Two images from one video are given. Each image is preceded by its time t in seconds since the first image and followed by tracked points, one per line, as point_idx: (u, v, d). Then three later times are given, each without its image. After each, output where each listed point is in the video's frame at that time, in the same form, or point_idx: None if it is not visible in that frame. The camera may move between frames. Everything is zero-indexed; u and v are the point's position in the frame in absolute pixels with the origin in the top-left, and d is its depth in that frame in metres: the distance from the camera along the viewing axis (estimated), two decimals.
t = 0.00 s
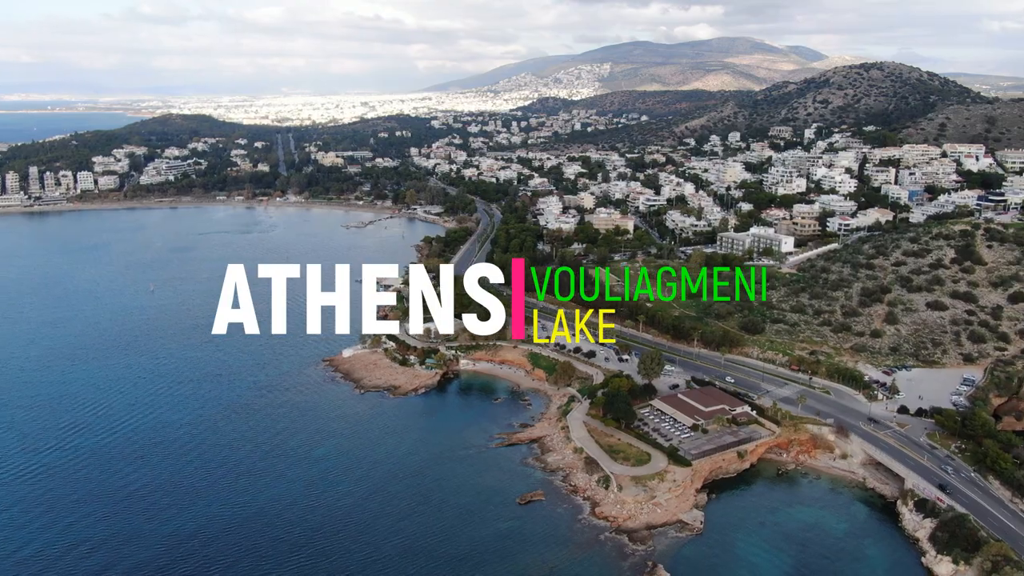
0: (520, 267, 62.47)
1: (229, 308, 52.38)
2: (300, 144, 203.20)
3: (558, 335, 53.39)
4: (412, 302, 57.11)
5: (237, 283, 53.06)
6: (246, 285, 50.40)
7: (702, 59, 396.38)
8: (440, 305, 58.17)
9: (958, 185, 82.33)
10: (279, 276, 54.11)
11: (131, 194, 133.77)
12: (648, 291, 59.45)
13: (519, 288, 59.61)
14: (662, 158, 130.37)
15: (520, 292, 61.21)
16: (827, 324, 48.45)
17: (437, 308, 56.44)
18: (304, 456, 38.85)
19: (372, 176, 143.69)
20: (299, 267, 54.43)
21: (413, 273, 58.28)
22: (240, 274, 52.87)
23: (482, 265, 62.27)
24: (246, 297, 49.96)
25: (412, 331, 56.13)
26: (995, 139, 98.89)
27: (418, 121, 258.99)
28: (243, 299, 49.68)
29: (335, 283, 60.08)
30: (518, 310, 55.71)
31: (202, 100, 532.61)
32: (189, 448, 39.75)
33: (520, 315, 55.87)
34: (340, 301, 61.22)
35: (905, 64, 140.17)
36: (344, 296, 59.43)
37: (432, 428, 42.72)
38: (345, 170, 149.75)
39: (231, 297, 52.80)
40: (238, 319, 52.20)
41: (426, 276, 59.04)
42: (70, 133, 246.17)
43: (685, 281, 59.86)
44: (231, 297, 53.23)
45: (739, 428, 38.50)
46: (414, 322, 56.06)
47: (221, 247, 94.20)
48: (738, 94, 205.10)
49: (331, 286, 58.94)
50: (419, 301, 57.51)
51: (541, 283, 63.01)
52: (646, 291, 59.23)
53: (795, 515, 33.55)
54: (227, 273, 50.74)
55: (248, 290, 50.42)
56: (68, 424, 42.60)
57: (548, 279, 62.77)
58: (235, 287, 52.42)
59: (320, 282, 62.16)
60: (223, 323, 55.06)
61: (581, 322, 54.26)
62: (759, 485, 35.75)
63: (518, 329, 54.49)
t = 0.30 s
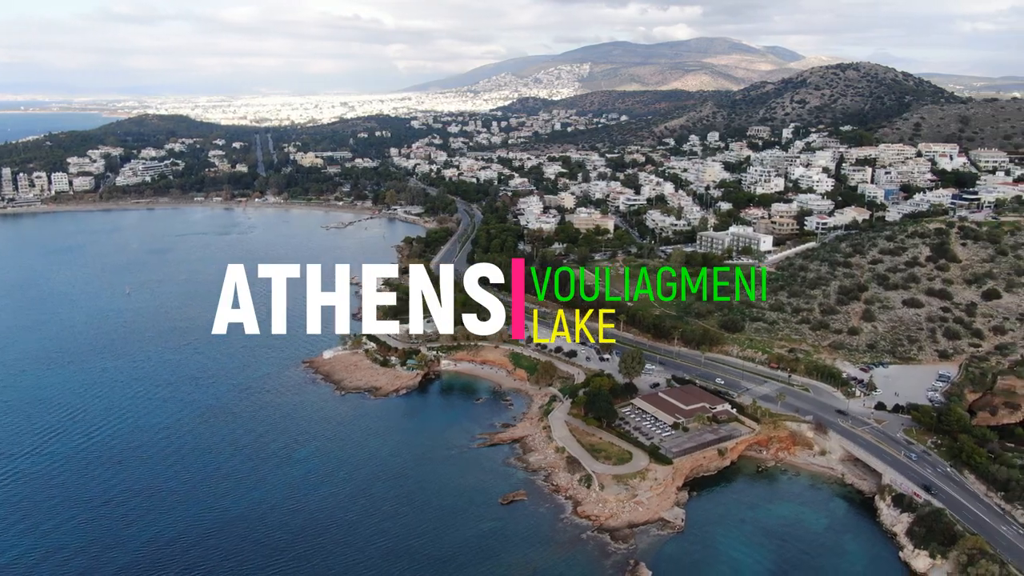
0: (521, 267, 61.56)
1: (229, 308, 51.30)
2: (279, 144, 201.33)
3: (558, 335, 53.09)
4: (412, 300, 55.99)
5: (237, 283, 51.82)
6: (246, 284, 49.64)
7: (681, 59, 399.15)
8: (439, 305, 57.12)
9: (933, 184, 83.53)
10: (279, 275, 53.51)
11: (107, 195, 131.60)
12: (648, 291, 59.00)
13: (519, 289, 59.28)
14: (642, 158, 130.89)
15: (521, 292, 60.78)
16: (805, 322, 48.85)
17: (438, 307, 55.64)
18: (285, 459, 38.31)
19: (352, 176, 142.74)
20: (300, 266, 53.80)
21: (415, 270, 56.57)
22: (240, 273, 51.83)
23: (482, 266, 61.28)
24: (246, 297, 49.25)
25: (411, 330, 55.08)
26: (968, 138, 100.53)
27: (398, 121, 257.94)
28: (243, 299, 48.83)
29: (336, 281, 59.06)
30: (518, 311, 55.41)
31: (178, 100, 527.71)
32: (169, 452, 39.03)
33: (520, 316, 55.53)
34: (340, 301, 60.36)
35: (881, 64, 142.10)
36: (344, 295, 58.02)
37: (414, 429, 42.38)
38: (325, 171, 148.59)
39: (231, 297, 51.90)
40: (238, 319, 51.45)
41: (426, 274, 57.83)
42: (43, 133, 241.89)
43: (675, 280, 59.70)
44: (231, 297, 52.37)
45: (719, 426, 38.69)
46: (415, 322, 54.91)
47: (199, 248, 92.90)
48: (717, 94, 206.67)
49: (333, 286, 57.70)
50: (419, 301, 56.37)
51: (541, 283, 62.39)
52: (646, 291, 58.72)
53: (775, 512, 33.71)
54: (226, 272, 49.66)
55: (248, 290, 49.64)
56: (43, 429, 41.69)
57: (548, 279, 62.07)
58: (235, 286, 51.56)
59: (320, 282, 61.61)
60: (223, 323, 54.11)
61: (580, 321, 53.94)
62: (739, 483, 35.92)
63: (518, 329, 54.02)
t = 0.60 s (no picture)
0: (522, 265, 59.66)
1: (229, 308, 49.98)
2: (256, 145, 199.26)
3: (558, 334, 52.87)
4: (411, 301, 55.16)
5: (236, 283, 51.01)
6: (245, 284, 49.23)
7: (658, 60, 401.72)
8: (439, 305, 55.79)
9: (906, 183, 84.74)
10: (279, 276, 52.70)
11: (79, 197, 129.26)
12: (648, 292, 58.19)
13: (519, 284, 58.32)
14: (620, 158, 131.38)
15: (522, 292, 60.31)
16: (783, 320, 49.25)
17: (437, 307, 54.29)
18: (264, 462, 37.73)
19: (330, 177, 141.63)
20: (302, 266, 52.94)
21: (415, 272, 56.15)
22: (240, 273, 51.05)
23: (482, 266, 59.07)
24: (247, 297, 48.42)
25: (411, 331, 54.36)
26: (940, 138, 102.24)
27: (376, 121, 256.64)
28: (242, 300, 48.24)
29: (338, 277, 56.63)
30: (518, 312, 55.36)
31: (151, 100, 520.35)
32: (146, 457, 38.26)
33: (520, 317, 55.37)
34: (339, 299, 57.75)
35: (854, 65, 144.04)
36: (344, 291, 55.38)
37: (394, 431, 41.99)
38: (302, 171, 147.22)
39: (230, 297, 50.80)
40: (238, 319, 50.29)
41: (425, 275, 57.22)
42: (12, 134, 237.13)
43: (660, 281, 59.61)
44: (231, 297, 51.40)
45: (699, 424, 38.84)
46: (415, 321, 54.14)
47: (174, 250, 91.55)
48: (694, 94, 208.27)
49: (337, 282, 55.27)
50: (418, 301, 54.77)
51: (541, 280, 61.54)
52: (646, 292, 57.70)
53: (754, 509, 33.85)
54: (224, 273, 48.84)
55: (247, 290, 49.09)
56: (17, 434, 40.71)
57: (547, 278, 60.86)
58: (235, 286, 50.74)
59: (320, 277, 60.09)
60: (223, 323, 52.50)
61: (581, 321, 53.43)
62: (718, 481, 36.06)
63: (518, 329, 53.95)
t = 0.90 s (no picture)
0: (522, 266, 58.94)
1: (230, 307, 49.25)
2: (238, 145, 197.54)
3: (557, 335, 52.35)
4: (411, 300, 54.98)
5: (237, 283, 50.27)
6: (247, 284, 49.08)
7: (641, 60, 403.48)
8: (438, 306, 56.02)
9: (888, 182, 85.65)
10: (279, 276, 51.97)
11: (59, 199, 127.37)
12: (648, 292, 57.49)
13: (519, 283, 57.64)
14: (605, 158, 131.64)
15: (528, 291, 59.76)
16: (766, 319, 49.49)
17: (437, 307, 54.54)
18: (248, 465, 37.29)
19: (313, 177, 140.73)
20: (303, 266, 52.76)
21: (413, 272, 56.37)
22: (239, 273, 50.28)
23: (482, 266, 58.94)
24: (247, 296, 47.92)
25: (411, 330, 53.95)
26: (920, 138, 103.37)
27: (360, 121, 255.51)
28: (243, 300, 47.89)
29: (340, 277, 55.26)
30: (518, 313, 55.39)
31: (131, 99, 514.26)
32: (129, 460, 37.67)
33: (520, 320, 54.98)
34: (339, 299, 56.58)
35: (836, 65, 145.34)
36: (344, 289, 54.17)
37: (379, 432, 41.68)
38: (286, 172, 146.12)
39: (231, 297, 50.08)
40: (238, 319, 49.65)
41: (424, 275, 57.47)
42: None
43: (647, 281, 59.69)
44: (231, 297, 50.70)
45: (684, 423, 38.91)
46: (415, 321, 53.83)
47: (155, 251, 90.46)
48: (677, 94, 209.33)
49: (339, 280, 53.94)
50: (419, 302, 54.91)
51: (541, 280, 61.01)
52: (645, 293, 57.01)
53: (739, 507, 33.92)
54: (227, 273, 48.12)
55: (248, 290, 48.73)
56: None
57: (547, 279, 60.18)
58: (235, 286, 50.00)
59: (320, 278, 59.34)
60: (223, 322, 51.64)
61: (580, 321, 53.15)
62: (703, 479, 36.14)
63: (518, 331, 53.73)
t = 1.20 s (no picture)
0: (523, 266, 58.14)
1: (230, 307, 48.21)
2: (222, 146, 195.83)
3: (557, 335, 52.24)
4: (410, 300, 53.67)
5: (237, 283, 49.83)
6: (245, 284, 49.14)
7: (625, 60, 405.03)
8: (438, 306, 54.75)
9: (870, 181, 86.45)
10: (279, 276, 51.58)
11: (39, 200, 125.56)
12: (647, 291, 56.82)
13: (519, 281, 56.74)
14: (590, 157, 131.85)
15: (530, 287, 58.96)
16: (751, 318, 49.71)
17: (437, 307, 53.29)
18: (234, 467, 36.88)
19: (298, 178, 139.85)
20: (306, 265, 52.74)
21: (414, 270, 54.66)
22: (240, 274, 49.92)
23: (482, 265, 57.82)
24: (247, 297, 47.77)
25: (410, 331, 52.64)
26: (902, 137, 104.44)
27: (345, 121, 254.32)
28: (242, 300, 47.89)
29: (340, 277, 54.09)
30: (518, 311, 54.62)
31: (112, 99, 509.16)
32: (112, 463, 37.14)
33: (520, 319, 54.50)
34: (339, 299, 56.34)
35: (818, 66, 146.55)
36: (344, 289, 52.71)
37: (365, 433, 41.40)
38: (270, 173, 145.07)
39: (231, 297, 48.83)
40: (239, 319, 49.02)
41: (424, 273, 55.70)
42: None
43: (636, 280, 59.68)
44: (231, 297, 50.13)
45: (670, 421, 38.97)
46: (414, 321, 52.53)
47: (138, 253, 89.41)
48: (661, 94, 210.25)
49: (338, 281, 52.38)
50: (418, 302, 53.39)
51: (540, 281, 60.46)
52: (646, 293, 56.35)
53: (725, 505, 34.02)
54: (224, 273, 47.55)
55: (246, 291, 48.64)
56: None
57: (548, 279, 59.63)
58: (235, 286, 49.52)
59: (319, 275, 58.88)
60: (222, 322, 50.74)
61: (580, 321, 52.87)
62: (690, 477, 36.21)
63: (518, 331, 53.52)
